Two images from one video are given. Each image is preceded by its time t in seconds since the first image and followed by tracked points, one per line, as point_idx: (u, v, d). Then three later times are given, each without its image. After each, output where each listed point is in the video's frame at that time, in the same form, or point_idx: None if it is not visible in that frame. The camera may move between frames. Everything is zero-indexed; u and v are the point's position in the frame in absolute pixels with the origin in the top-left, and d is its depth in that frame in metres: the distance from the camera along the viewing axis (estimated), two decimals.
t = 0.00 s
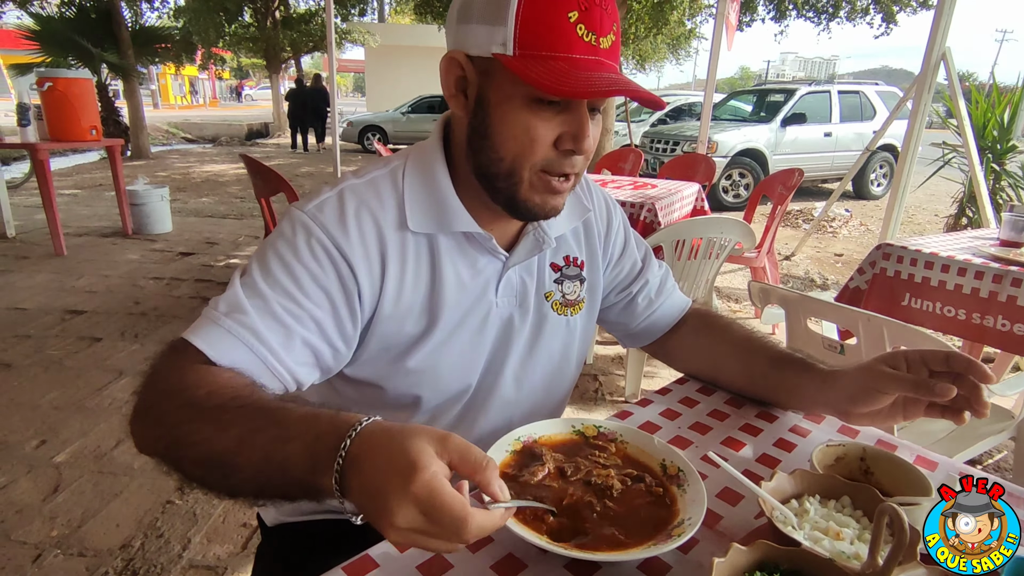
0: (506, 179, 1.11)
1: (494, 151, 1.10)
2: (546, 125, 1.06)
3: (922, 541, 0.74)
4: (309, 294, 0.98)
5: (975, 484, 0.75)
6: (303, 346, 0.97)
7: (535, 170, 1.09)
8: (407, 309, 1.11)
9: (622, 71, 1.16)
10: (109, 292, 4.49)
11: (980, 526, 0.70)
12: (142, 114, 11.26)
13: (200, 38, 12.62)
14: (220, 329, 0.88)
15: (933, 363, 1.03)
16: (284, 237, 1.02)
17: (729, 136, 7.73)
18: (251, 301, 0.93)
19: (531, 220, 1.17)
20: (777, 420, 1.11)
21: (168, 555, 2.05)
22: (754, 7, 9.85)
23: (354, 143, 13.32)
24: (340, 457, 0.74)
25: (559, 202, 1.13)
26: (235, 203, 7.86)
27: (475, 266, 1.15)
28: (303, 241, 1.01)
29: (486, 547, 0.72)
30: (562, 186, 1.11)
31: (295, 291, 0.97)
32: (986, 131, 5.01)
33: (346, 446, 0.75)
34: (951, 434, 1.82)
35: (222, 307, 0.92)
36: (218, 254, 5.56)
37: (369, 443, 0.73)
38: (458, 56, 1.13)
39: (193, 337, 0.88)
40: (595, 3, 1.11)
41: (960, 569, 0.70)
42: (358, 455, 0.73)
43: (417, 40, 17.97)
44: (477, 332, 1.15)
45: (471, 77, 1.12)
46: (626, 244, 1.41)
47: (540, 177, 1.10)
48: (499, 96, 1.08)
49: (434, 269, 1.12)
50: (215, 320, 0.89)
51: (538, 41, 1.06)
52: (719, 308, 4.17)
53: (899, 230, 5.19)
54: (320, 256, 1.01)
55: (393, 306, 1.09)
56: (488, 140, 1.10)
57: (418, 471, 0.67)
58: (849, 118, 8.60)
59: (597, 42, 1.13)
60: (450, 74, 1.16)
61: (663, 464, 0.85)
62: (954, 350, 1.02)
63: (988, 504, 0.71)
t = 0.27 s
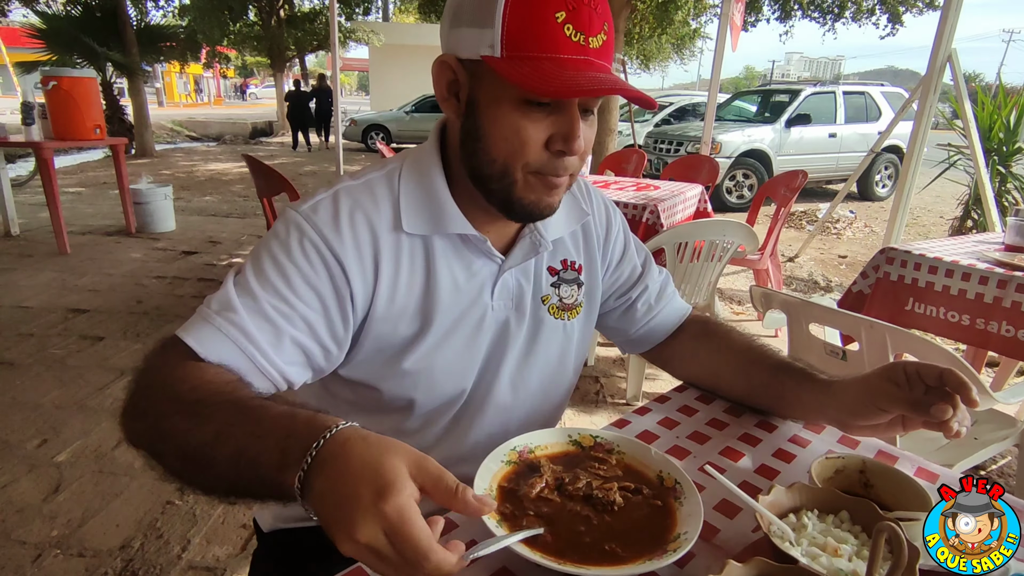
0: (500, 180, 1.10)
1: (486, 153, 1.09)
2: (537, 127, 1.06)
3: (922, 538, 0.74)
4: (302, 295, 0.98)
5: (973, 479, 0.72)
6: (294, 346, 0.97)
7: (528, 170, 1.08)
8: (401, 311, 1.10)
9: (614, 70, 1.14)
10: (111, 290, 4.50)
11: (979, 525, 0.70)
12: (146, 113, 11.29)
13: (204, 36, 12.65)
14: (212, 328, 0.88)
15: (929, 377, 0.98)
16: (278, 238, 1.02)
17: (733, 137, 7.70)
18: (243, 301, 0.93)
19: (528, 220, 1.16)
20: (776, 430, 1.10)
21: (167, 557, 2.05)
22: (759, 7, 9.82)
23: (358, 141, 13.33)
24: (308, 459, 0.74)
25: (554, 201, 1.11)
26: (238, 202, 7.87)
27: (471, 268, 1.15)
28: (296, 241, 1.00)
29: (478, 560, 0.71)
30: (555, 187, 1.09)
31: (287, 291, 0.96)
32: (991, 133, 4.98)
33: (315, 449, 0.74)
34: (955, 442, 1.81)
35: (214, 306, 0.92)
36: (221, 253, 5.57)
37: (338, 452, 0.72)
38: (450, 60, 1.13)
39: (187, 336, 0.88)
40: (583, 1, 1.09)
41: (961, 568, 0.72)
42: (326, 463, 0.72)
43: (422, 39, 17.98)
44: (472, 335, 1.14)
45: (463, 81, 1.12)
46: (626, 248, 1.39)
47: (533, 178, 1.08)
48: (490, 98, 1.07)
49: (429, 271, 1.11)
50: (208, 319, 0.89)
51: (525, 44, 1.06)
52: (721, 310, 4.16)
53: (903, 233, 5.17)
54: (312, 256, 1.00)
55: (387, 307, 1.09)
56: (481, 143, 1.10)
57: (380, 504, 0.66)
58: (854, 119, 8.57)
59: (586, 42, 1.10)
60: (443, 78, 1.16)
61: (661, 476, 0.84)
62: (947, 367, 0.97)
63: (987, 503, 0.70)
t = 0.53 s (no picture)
0: (488, 171, 1.10)
1: (474, 144, 1.09)
2: (524, 116, 1.06)
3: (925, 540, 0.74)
4: (316, 267, 0.98)
5: (975, 481, 0.71)
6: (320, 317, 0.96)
7: (516, 161, 1.08)
8: (405, 291, 1.11)
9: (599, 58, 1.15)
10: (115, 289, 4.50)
11: (980, 526, 0.70)
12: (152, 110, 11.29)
13: (210, 34, 12.65)
14: (241, 302, 0.87)
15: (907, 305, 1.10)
16: (285, 216, 1.02)
17: (738, 137, 7.66)
18: (264, 273, 0.92)
19: (518, 211, 1.16)
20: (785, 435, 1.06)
21: (167, 557, 2.05)
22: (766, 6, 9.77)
23: (362, 140, 13.31)
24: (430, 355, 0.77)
25: (543, 192, 1.12)
26: (242, 200, 7.87)
27: (465, 256, 1.16)
28: (303, 217, 1.02)
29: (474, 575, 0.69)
30: (545, 176, 1.10)
31: (306, 263, 0.97)
32: (999, 134, 4.93)
33: (437, 341, 0.78)
34: (961, 448, 1.78)
35: (233, 282, 0.90)
36: (224, 251, 5.56)
37: (465, 336, 0.77)
38: (437, 53, 1.13)
39: (208, 312, 0.85)
40: None
41: (960, 568, 0.73)
42: (452, 351, 0.77)
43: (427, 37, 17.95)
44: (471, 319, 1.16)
45: (451, 72, 1.12)
46: (620, 244, 1.40)
47: (522, 168, 1.09)
48: (477, 89, 1.08)
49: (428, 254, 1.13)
50: (232, 295, 0.87)
51: (510, 32, 1.06)
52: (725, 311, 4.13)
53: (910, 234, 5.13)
54: (324, 233, 1.01)
55: (391, 287, 1.10)
56: (469, 133, 1.09)
57: (541, 356, 0.74)
58: (860, 119, 8.51)
59: (571, 30, 1.12)
60: (431, 70, 1.16)
61: (662, 487, 0.82)
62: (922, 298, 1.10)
63: (987, 504, 0.70)
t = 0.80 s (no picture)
0: (492, 157, 1.09)
1: (476, 130, 1.08)
2: (524, 98, 1.04)
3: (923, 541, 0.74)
4: (372, 246, 0.96)
5: (973, 481, 0.72)
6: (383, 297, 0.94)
7: (520, 145, 1.07)
8: (432, 279, 1.10)
9: (593, 36, 1.13)
10: (115, 286, 4.49)
11: (979, 526, 0.70)
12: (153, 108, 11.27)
13: (212, 32, 12.64)
14: (323, 279, 0.83)
15: (781, 330, 1.10)
16: (327, 194, 0.99)
17: (741, 135, 7.63)
18: (330, 248, 0.88)
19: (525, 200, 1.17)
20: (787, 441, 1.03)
21: (164, 558, 2.03)
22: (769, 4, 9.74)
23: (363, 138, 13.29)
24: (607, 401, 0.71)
25: (547, 175, 1.11)
26: (243, 198, 7.86)
27: (478, 248, 1.15)
28: (347, 198, 0.99)
29: None
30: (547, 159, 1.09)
31: (361, 241, 0.94)
32: (1004, 133, 4.90)
33: (610, 385, 0.72)
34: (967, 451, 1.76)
35: (304, 260, 0.86)
36: (225, 249, 5.55)
37: (644, 383, 0.72)
38: (434, 44, 1.12)
39: (298, 292, 0.81)
40: None
41: (960, 568, 0.71)
42: (627, 398, 0.71)
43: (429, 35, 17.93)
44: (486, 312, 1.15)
45: (448, 62, 1.11)
46: (613, 239, 1.43)
47: (524, 153, 1.08)
48: (474, 75, 1.06)
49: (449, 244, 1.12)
50: (316, 272, 0.84)
51: (503, 12, 1.04)
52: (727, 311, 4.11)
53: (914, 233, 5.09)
54: (368, 212, 1.00)
55: (420, 274, 1.09)
56: (469, 120, 1.09)
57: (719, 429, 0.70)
58: (864, 117, 8.47)
59: (564, 9, 1.09)
60: (428, 63, 1.15)
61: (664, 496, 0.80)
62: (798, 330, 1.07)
63: (987, 504, 0.69)
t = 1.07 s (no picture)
0: (514, 158, 1.08)
1: (499, 130, 1.07)
2: (549, 99, 1.03)
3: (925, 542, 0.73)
4: (382, 238, 0.94)
5: (974, 481, 0.69)
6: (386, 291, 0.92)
7: (543, 148, 1.06)
8: (443, 276, 1.08)
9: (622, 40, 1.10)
10: (110, 286, 4.46)
11: (980, 526, 0.67)
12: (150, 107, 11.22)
13: (209, 30, 12.59)
14: (330, 269, 0.81)
15: (764, 341, 1.07)
16: (341, 184, 0.98)
17: (739, 134, 7.62)
18: (338, 238, 0.87)
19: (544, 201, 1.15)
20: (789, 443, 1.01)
21: (158, 560, 2.01)
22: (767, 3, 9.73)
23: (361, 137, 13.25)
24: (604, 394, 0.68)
25: (568, 179, 1.10)
26: (240, 197, 7.83)
27: (492, 247, 1.13)
28: (361, 188, 0.98)
29: None
30: (570, 162, 1.07)
31: (370, 233, 0.93)
32: (1003, 132, 4.89)
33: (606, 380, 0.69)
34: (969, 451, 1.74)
35: (308, 247, 0.84)
36: (221, 248, 5.52)
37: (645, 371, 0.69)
38: (461, 41, 1.11)
39: (301, 279, 0.79)
40: None
41: (960, 568, 0.70)
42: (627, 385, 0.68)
43: (426, 34, 17.90)
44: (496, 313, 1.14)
45: (474, 59, 1.09)
46: (632, 241, 1.40)
47: (547, 155, 1.06)
48: (501, 74, 1.05)
49: (463, 242, 1.10)
50: (322, 261, 0.82)
51: (534, 11, 1.02)
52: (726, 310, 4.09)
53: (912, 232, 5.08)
54: (381, 205, 0.98)
55: (430, 269, 1.07)
56: (493, 119, 1.07)
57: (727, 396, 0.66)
58: (862, 116, 8.47)
59: (595, 12, 1.06)
60: (454, 60, 1.14)
61: (665, 500, 0.79)
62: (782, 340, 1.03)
63: (987, 504, 0.67)
